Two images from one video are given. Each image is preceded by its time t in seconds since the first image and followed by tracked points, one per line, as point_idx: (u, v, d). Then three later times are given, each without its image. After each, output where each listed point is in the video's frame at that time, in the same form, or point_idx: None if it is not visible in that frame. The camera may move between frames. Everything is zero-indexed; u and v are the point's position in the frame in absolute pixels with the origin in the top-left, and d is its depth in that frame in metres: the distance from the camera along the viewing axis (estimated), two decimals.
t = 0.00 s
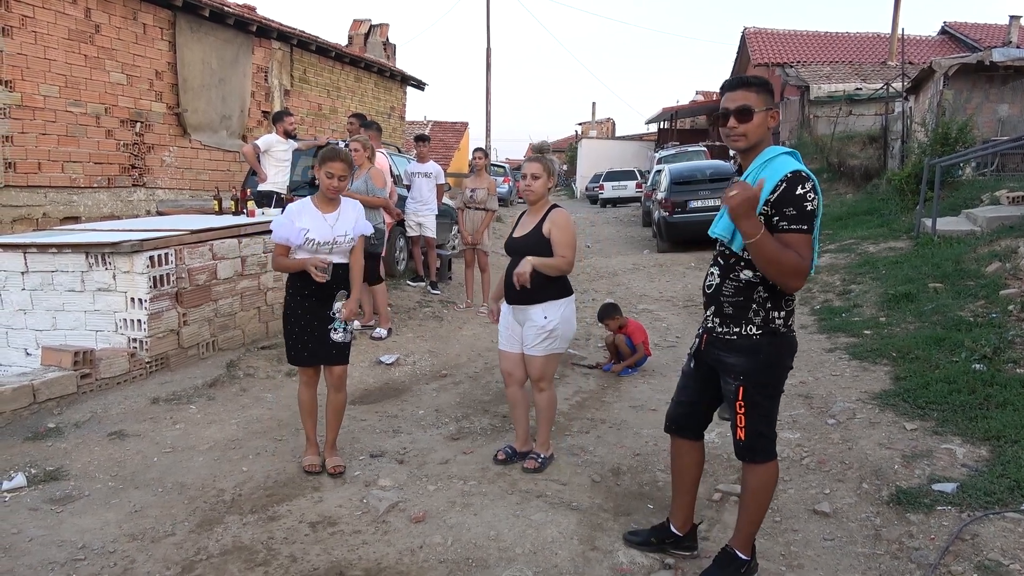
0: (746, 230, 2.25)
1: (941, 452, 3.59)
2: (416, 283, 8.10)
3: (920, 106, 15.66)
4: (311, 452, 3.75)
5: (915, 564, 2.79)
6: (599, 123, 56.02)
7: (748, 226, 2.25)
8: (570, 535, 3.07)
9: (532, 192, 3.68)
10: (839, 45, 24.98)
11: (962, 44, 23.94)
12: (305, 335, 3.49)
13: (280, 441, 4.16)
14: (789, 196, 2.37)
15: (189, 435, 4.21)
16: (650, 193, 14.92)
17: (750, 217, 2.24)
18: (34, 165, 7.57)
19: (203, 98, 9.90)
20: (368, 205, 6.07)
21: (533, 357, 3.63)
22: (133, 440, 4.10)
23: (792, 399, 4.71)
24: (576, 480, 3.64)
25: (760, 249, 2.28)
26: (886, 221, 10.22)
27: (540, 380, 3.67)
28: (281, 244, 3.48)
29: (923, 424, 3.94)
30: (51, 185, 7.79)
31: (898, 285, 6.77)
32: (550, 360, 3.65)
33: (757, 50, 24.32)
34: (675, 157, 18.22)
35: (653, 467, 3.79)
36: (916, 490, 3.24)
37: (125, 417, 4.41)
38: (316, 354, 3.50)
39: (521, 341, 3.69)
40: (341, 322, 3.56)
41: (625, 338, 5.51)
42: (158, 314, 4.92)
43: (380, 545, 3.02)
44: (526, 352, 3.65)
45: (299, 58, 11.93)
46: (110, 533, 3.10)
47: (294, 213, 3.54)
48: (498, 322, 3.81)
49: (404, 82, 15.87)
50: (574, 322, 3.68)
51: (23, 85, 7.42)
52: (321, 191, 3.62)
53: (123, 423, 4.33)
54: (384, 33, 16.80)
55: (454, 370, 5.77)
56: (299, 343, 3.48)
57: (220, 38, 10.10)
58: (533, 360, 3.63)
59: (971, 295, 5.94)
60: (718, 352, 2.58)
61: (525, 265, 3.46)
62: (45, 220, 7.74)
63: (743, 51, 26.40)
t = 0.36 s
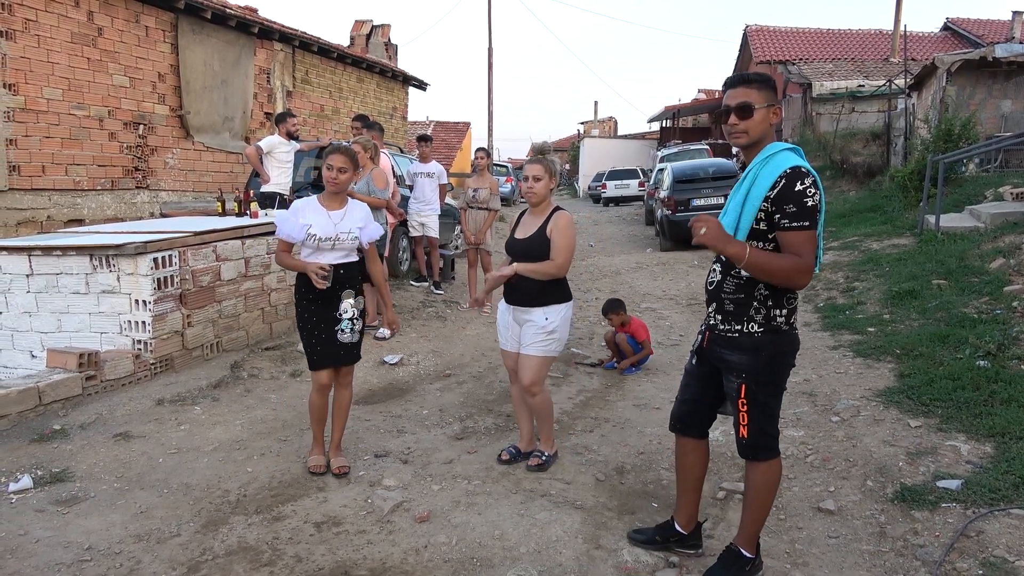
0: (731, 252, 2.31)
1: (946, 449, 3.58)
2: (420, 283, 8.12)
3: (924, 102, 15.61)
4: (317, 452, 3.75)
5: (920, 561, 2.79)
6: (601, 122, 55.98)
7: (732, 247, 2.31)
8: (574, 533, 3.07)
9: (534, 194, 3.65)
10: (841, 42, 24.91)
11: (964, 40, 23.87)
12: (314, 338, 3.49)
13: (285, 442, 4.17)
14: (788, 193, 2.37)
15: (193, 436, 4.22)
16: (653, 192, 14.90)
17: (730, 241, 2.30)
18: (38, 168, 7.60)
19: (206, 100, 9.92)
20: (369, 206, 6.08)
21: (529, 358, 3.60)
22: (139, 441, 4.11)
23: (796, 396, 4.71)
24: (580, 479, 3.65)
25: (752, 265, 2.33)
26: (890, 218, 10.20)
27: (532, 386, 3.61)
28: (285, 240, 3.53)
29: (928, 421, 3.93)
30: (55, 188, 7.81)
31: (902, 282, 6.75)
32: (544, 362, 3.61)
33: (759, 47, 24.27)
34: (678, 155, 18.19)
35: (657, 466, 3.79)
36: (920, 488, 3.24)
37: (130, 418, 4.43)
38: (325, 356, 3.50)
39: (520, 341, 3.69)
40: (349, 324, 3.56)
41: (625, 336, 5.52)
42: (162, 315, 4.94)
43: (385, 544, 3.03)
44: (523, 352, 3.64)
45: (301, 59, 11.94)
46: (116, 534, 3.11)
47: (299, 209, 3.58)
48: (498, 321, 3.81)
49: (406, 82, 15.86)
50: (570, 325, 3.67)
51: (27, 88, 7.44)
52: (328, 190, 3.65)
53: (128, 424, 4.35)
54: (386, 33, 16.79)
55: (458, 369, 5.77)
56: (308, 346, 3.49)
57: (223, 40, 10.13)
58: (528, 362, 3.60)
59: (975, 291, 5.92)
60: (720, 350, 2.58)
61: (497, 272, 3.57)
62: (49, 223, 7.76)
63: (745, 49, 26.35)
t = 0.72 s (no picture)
0: (732, 261, 2.32)
1: (951, 449, 3.57)
2: (423, 283, 8.12)
3: (928, 101, 15.58)
4: (293, 459, 3.63)
5: (925, 562, 2.78)
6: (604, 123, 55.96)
7: (732, 256, 2.32)
8: (578, 533, 3.07)
9: (545, 193, 3.64)
10: (845, 42, 24.85)
11: (968, 39, 23.82)
12: (313, 340, 3.47)
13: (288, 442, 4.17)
14: (789, 191, 2.36)
15: (197, 436, 4.23)
16: (656, 192, 14.89)
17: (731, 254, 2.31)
18: (42, 169, 7.62)
19: (209, 100, 9.94)
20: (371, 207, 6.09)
21: (542, 358, 3.61)
22: (143, 441, 4.12)
23: (800, 396, 4.70)
24: (584, 479, 3.64)
25: (754, 269, 2.34)
26: (894, 217, 10.17)
27: (551, 383, 3.63)
28: (289, 239, 3.51)
29: (932, 421, 3.92)
30: (59, 188, 7.83)
31: (906, 282, 6.73)
32: (559, 360, 3.62)
33: (763, 47, 24.24)
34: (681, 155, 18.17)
35: (662, 466, 3.78)
36: (925, 488, 3.23)
37: (134, 418, 4.43)
38: (325, 358, 3.50)
39: (530, 341, 3.67)
40: (349, 325, 3.57)
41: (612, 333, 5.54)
42: (166, 316, 4.94)
43: (389, 544, 3.03)
44: (536, 352, 3.63)
45: (304, 60, 11.95)
46: (120, 533, 3.11)
47: (300, 208, 3.56)
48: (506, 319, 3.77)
49: (409, 82, 15.86)
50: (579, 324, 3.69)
51: (31, 89, 7.46)
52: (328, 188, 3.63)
53: (133, 424, 4.35)
54: (389, 34, 16.80)
55: (461, 369, 5.77)
56: (308, 348, 3.47)
57: (226, 41, 10.14)
58: (544, 361, 3.61)
59: (980, 291, 5.90)
60: (719, 347, 2.56)
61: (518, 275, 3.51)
62: (54, 223, 7.78)
63: (748, 48, 26.31)
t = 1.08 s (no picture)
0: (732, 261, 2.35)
1: (954, 450, 3.56)
2: (426, 283, 8.13)
3: (931, 102, 15.54)
4: (288, 463, 3.61)
5: (928, 564, 2.77)
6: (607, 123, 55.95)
7: (731, 256, 2.35)
8: (580, 534, 3.06)
9: (563, 194, 3.62)
10: (848, 43, 24.82)
11: (973, 40, 23.77)
12: (300, 344, 3.46)
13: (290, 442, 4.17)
14: (782, 187, 2.37)
15: (200, 436, 4.23)
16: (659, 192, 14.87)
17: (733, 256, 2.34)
18: (46, 168, 7.63)
19: (212, 100, 9.95)
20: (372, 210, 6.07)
21: (565, 360, 3.60)
22: (145, 441, 4.12)
23: (803, 398, 4.69)
24: (586, 479, 3.64)
25: (754, 266, 2.34)
26: (897, 218, 10.15)
27: (570, 385, 3.63)
28: (273, 237, 3.49)
29: (936, 422, 3.91)
30: (62, 188, 7.85)
31: (910, 283, 6.72)
32: (581, 362, 3.62)
33: (766, 47, 24.22)
34: (684, 155, 18.16)
35: (664, 467, 3.78)
36: (928, 490, 3.22)
37: (137, 417, 4.43)
38: (311, 360, 3.49)
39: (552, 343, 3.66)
40: (334, 324, 3.57)
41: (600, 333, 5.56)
42: (169, 315, 4.95)
43: (391, 544, 3.02)
44: (558, 354, 3.62)
45: (307, 59, 11.96)
46: (123, 532, 3.12)
47: (287, 208, 3.54)
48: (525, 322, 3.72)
49: (412, 82, 15.87)
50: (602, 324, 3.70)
51: (35, 88, 7.48)
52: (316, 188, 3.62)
53: (135, 424, 4.35)
54: (392, 34, 16.82)
55: (463, 369, 5.76)
56: (295, 350, 3.46)
57: (229, 40, 10.16)
58: (565, 363, 3.60)
59: (984, 292, 5.89)
60: (702, 344, 2.57)
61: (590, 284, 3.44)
62: (57, 222, 7.80)
63: (752, 49, 26.29)
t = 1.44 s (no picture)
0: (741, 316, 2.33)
1: (957, 452, 3.55)
2: (428, 283, 8.13)
3: (934, 103, 15.52)
4: (289, 463, 3.61)
5: (931, 566, 2.76)
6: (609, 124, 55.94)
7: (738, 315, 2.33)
8: (582, 535, 3.06)
9: (575, 197, 3.62)
10: (851, 43, 24.79)
11: (976, 41, 23.74)
12: (296, 344, 3.46)
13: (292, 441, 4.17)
14: (762, 186, 2.37)
15: (202, 435, 4.23)
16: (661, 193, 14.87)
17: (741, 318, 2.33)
18: (49, 167, 7.65)
19: (215, 99, 9.95)
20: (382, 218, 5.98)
21: (585, 361, 3.60)
22: (147, 440, 4.12)
23: (805, 399, 4.69)
24: (588, 480, 3.64)
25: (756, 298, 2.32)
26: (900, 219, 10.14)
27: (587, 384, 3.63)
28: (261, 250, 3.41)
29: (938, 424, 3.90)
30: (65, 187, 7.86)
31: (912, 284, 6.71)
32: (601, 362, 3.62)
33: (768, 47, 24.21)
34: (686, 156, 18.15)
35: (666, 468, 3.77)
36: (931, 492, 3.21)
37: (139, 417, 4.44)
38: (308, 361, 3.49)
39: (571, 345, 3.64)
40: (327, 324, 3.57)
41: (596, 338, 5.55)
42: (171, 314, 4.95)
43: (392, 545, 3.02)
44: (577, 355, 3.61)
45: (310, 59, 11.97)
46: (124, 532, 3.12)
47: (274, 218, 3.47)
48: (543, 328, 3.71)
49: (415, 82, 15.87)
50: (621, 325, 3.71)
51: (38, 88, 7.48)
52: (296, 194, 3.59)
53: (137, 423, 4.36)
54: (395, 34, 16.83)
55: (465, 370, 5.76)
56: (291, 351, 3.46)
57: (232, 40, 10.17)
58: (585, 364, 3.60)
59: (986, 294, 5.88)
60: (692, 337, 2.56)
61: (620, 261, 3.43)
62: (59, 222, 7.81)
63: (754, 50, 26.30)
